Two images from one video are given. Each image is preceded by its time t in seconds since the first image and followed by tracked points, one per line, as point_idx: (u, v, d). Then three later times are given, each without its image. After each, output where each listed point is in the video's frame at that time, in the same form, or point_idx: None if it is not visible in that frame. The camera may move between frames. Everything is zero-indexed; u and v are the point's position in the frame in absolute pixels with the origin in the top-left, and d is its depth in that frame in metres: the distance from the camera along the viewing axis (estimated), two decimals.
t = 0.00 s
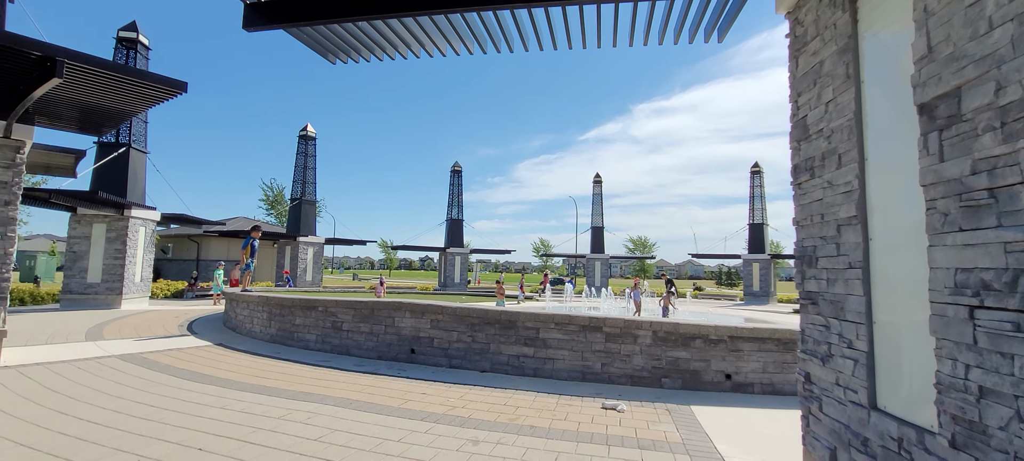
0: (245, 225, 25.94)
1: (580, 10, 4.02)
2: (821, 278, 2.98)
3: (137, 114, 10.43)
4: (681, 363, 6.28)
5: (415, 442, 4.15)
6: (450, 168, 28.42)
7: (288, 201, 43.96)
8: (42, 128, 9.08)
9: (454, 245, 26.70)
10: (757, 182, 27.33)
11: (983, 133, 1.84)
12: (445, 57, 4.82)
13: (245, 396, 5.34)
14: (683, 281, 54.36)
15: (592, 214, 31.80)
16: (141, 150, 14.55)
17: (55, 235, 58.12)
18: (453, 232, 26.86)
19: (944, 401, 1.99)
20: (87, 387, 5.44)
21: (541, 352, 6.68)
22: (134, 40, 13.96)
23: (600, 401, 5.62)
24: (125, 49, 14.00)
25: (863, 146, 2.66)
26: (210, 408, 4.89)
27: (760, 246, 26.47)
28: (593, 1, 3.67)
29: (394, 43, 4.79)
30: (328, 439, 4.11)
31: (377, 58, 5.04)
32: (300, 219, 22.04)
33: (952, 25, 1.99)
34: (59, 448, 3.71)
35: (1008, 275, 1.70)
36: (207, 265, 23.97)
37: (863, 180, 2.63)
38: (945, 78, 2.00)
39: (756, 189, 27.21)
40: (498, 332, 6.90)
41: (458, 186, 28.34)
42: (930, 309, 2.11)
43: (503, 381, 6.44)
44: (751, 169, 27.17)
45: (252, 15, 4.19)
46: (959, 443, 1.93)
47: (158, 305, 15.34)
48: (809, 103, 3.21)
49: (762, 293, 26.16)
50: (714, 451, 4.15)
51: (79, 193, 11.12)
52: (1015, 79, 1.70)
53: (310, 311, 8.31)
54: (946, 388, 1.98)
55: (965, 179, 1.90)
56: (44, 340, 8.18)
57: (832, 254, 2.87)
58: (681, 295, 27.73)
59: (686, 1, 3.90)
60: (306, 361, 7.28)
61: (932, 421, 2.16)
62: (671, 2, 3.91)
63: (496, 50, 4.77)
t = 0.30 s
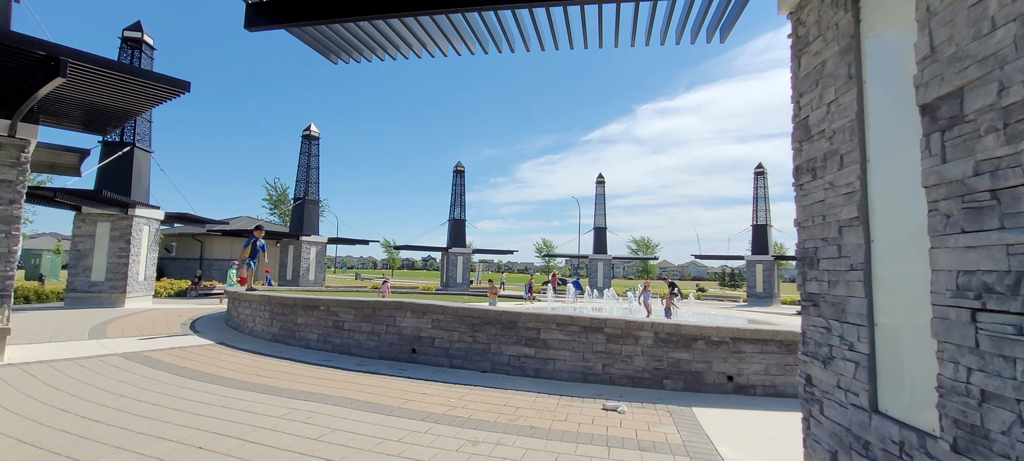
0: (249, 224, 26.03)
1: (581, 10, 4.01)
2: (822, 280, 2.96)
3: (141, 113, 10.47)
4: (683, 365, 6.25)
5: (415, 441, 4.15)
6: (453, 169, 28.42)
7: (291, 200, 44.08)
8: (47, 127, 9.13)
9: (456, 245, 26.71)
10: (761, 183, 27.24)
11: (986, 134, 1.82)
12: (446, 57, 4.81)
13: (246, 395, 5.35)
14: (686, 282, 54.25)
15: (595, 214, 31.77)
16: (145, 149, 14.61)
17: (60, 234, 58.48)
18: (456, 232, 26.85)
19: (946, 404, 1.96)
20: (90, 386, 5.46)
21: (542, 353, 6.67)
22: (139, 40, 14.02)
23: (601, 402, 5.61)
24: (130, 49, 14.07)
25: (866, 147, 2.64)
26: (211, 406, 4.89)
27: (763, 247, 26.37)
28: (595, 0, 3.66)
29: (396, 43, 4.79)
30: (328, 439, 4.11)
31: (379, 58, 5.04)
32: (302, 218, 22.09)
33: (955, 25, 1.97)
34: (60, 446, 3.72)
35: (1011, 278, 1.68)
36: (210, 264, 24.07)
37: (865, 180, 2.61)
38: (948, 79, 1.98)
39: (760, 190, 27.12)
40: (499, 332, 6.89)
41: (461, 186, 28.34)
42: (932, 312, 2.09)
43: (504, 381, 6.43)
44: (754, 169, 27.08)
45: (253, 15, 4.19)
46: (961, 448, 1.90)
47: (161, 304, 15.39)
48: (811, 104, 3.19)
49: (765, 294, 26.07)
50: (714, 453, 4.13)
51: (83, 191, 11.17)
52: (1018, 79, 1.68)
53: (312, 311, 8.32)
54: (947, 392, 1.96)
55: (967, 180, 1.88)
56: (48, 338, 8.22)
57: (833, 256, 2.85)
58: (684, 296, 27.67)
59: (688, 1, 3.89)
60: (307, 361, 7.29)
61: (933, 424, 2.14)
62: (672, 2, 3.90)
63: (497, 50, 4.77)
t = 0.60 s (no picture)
0: (253, 222, 26.15)
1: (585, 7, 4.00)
2: (825, 278, 2.95)
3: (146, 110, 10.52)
4: (685, 363, 6.24)
5: (417, 438, 4.16)
6: (456, 167, 28.41)
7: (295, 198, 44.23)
8: (53, 124, 9.19)
9: (459, 243, 26.74)
10: (766, 182, 27.12)
11: (990, 131, 1.80)
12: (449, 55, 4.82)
13: (249, 391, 5.38)
14: (690, 281, 54.15)
15: (599, 213, 31.73)
16: (150, 147, 14.69)
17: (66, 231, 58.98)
18: (460, 230, 26.86)
19: (949, 403, 1.95)
20: (95, 381, 5.50)
21: (545, 350, 6.67)
22: (144, 38, 14.08)
23: (603, 400, 5.61)
24: (136, 46, 14.13)
25: (869, 144, 2.62)
26: (215, 402, 4.93)
27: (768, 246, 26.25)
28: None
29: (400, 40, 4.79)
30: (331, 435, 4.13)
31: (382, 56, 5.04)
32: (306, 216, 22.16)
33: (960, 21, 1.96)
34: (65, 440, 3.76)
35: (1015, 275, 1.67)
36: (215, 261, 24.21)
37: (869, 178, 2.60)
38: (952, 75, 1.97)
39: (765, 189, 26.99)
40: (502, 330, 6.90)
41: (465, 184, 28.34)
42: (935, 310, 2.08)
43: (507, 379, 6.44)
44: (759, 168, 26.96)
45: (257, 12, 4.20)
46: (963, 446, 1.90)
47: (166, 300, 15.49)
48: (815, 101, 3.17)
49: (769, 293, 25.96)
50: (717, 451, 4.13)
51: (89, 188, 11.24)
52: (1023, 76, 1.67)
53: (316, 308, 8.35)
54: (950, 390, 1.95)
55: (972, 177, 1.87)
56: (54, 333, 8.29)
57: (837, 253, 2.84)
58: (687, 295, 27.62)
59: None
60: (311, 357, 7.32)
61: (936, 423, 2.13)
62: None
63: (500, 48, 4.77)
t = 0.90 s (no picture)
0: (256, 218, 26.22)
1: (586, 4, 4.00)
2: (825, 276, 2.95)
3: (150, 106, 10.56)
4: (686, 361, 6.25)
5: (417, 433, 4.19)
6: (459, 164, 28.39)
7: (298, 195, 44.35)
8: (58, 120, 9.24)
9: (462, 241, 26.78)
10: (768, 181, 27.05)
11: (990, 129, 1.80)
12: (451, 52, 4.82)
13: (252, 386, 5.41)
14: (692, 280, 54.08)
15: (601, 211, 31.71)
16: (154, 143, 14.74)
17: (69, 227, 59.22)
18: (462, 227, 26.89)
19: (947, 400, 1.96)
20: (99, 375, 5.55)
21: (545, 347, 6.69)
22: (148, 34, 14.12)
23: (603, 397, 5.63)
24: (140, 43, 14.17)
25: (870, 142, 2.62)
26: (218, 397, 4.96)
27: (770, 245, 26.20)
28: None
29: (402, 37, 4.80)
30: (332, 430, 4.16)
31: (384, 53, 5.05)
32: (309, 212, 22.21)
33: (961, 18, 1.95)
34: (70, 433, 3.79)
35: (1013, 273, 1.68)
36: (218, 258, 24.30)
37: (869, 176, 2.60)
38: (953, 73, 1.96)
39: (768, 187, 26.92)
40: (503, 327, 6.92)
41: (467, 181, 28.34)
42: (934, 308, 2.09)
43: (507, 375, 6.46)
44: (762, 167, 26.89)
45: (259, 8, 4.21)
46: (960, 443, 1.90)
47: (169, 296, 15.56)
48: (816, 99, 3.17)
49: (772, 292, 25.93)
50: (716, 449, 4.14)
51: (93, 184, 11.30)
52: None
53: (318, 304, 8.38)
54: (947, 388, 1.96)
55: (971, 175, 1.87)
56: (58, 328, 8.35)
57: (836, 251, 2.84)
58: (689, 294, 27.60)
59: None
60: (312, 353, 7.36)
61: (934, 420, 2.13)
62: None
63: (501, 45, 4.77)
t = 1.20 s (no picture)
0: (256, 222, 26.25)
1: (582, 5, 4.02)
2: (821, 273, 2.96)
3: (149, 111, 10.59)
4: (686, 360, 6.26)
5: (417, 434, 4.19)
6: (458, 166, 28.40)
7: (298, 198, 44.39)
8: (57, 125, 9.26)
9: (462, 242, 26.78)
10: (768, 180, 27.06)
11: (981, 125, 1.82)
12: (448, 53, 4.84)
13: (252, 389, 5.42)
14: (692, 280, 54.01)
15: (600, 211, 31.72)
16: (153, 148, 14.77)
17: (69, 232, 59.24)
18: (462, 229, 26.90)
19: (940, 395, 1.97)
20: (100, 379, 5.55)
21: (545, 348, 6.70)
22: (146, 39, 14.15)
23: (603, 397, 5.63)
24: (138, 48, 14.20)
25: (864, 140, 2.63)
26: (218, 400, 4.96)
27: (770, 244, 26.21)
28: None
29: (399, 39, 4.82)
30: (332, 432, 4.16)
31: (382, 55, 5.07)
32: (308, 216, 22.23)
33: (951, 16, 1.97)
34: (71, 437, 3.80)
35: (1003, 268, 1.70)
36: (218, 262, 24.31)
37: (863, 173, 2.61)
38: (943, 70, 1.98)
39: (767, 186, 26.91)
40: (503, 327, 6.92)
41: (466, 183, 28.34)
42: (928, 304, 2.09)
43: (507, 376, 6.46)
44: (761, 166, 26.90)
45: (256, 11, 4.22)
46: (954, 438, 1.91)
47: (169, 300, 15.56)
48: (811, 97, 3.19)
49: (772, 291, 25.94)
50: (716, 447, 4.15)
51: (93, 189, 11.31)
52: (1013, 70, 1.68)
53: (318, 307, 8.39)
54: (941, 383, 1.97)
55: (962, 171, 1.88)
56: (58, 333, 8.36)
57: (832, 249, 2.86)
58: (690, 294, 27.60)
59: None
60: (313, 356, 7.36)
61: (929, 416, 2.14)
62: None
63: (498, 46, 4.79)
